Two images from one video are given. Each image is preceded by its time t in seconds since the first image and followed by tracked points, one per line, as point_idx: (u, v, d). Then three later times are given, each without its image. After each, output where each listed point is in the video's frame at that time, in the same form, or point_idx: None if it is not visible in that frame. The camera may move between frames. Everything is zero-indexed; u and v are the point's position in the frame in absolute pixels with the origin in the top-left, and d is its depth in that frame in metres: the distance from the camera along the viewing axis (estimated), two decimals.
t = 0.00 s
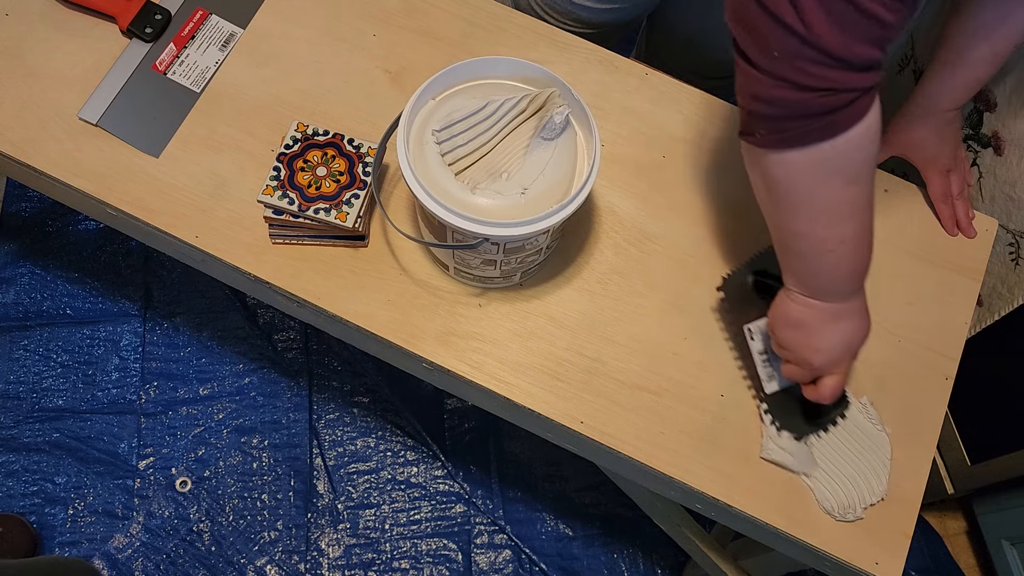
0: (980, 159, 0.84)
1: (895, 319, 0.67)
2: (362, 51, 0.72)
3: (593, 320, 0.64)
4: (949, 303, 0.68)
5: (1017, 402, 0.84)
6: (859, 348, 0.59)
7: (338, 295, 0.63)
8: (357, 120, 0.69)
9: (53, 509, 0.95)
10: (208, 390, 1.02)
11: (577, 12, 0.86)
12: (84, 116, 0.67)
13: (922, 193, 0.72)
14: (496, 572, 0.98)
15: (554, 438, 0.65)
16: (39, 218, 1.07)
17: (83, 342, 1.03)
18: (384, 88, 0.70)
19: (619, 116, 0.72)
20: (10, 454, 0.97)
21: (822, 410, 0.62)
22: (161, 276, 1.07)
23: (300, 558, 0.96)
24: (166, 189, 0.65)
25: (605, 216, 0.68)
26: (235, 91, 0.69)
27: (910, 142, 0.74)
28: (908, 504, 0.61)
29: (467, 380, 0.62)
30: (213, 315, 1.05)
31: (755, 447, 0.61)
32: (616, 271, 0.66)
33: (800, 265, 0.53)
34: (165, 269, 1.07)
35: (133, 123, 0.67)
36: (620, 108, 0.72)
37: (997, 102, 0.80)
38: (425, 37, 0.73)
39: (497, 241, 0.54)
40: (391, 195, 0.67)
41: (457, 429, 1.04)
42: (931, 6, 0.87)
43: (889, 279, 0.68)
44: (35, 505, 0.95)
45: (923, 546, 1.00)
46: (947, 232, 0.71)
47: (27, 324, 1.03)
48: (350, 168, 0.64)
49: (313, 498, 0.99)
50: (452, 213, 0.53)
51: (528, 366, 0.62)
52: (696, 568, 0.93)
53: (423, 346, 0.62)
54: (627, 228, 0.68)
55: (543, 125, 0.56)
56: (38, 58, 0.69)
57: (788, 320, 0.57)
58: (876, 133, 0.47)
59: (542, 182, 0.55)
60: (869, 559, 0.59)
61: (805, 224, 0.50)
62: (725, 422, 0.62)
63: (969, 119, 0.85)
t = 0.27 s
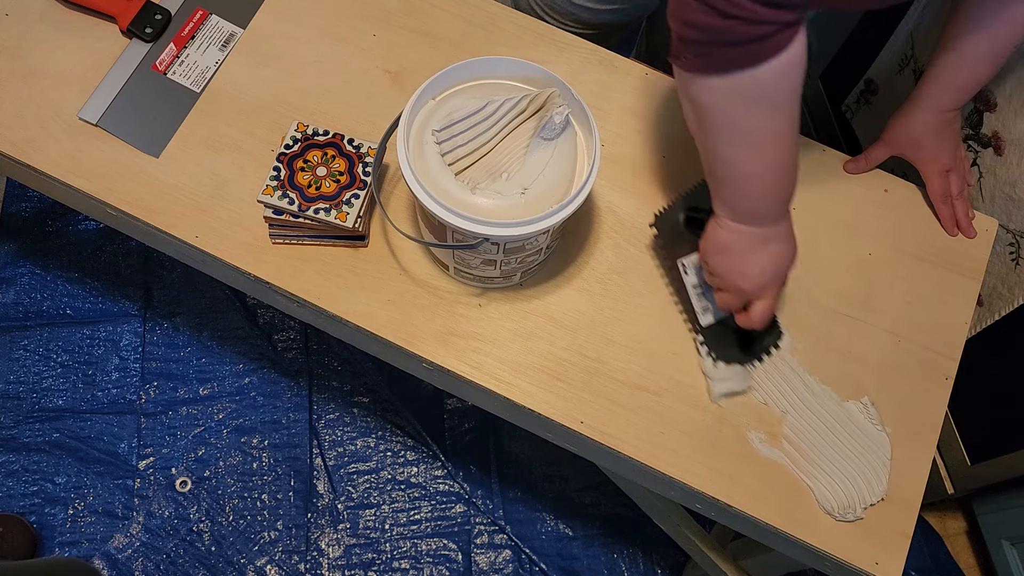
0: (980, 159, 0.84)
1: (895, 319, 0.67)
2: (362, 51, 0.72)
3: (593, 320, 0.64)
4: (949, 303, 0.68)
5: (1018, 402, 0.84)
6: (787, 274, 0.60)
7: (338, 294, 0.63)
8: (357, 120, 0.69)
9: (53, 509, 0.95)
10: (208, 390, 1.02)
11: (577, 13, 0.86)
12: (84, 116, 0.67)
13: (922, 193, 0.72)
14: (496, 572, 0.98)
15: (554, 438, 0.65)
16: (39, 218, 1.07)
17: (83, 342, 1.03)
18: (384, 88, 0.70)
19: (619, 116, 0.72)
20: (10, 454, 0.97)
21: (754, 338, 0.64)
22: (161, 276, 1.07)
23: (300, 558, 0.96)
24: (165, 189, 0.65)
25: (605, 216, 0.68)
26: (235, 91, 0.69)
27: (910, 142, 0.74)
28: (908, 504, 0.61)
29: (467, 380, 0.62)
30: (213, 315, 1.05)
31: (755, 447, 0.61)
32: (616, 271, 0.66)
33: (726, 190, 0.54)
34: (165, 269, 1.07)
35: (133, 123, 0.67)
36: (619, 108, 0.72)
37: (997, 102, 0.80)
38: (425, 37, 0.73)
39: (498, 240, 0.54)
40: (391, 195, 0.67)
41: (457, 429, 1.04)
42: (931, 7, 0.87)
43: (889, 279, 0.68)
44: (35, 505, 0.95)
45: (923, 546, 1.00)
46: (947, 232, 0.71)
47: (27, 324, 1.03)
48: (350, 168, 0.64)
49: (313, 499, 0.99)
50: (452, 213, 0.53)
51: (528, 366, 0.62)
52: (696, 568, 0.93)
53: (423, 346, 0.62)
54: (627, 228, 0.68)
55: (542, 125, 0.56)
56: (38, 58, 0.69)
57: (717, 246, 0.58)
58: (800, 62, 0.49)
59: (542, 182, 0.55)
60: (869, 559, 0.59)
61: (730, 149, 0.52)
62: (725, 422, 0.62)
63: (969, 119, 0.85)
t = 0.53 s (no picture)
0: (980, 159, 0.84)
1: (894, 319, 0.67)
2: (362, 51, 0.72)
3: (593, 320, 0.64)
4: (949, 303, 0.68)
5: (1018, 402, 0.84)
6: (745, 218, 0.63)
7: (338, 295, 0.63)
8: (357, 120, 0.69)
9: (53, 509, 0.95)
10: (208, 390, 1.02)
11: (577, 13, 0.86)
12: (84, 116, 0.67)
13: (922, 193, 0.72)
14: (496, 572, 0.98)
15: (554, 438, 0.65)
16: (39, 218, 1.07)
17: (83, 342, 1.03)
18: (384, 88, 0.71)
19: (619, 116, 0.72)
20: (10, 454, 0.97)
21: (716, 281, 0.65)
22: (161, 276, 1.07)
23: (301, 558, 0.96)
24: (165, 189, 0.65)
25: (605, 216, 0.68)
26: (235, 92, 0.69)
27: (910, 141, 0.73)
28: (907, 504, 0.61)
29: (467, 380, 0.62)
30: (213, 315, 1.05)
31: (755, 447, 0.61)
32: (616, 271, 0.66)
33: (683, 130, 0.57)
34: (165, 269, 1.07)
35: (133, 123, 0.67)
36: (619, 108, 0.72)
37: (998, 102, 0.80)
38: (425, 37, 0.73)
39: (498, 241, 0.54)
40: (391, 195, 0.67)
41: (457, 429, 1.04)
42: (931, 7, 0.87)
43: (889, 279, 0.68)
44: (35, 505, 0.95)
45: (924, 546, 1.00)
46: (947, 232, 0.71)
47: (27, 324, 1.03)
48: (350, 168, 0.64)
49: (313, 499, 0.99)
50: (452, 213, 0.53)
51: (527, 366, 0.62)
52: (696, 568, 0.93)
53: (423, 346, 0.62)
54: (627, 228, 0.67)
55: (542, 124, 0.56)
56: (38, 58, 0.69)
57: (677, 188, 0.61)
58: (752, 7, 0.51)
59: (542, 182, 0.55)
60: (869, 560, 0.59)
61: (683, 89, 0.55)
62: (725, 423, 0.62)
63: (969, 119, 0.85)
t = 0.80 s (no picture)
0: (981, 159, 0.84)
1: (895, 319, 0.67)
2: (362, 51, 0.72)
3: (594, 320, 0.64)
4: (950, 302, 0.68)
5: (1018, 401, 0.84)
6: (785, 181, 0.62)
7: (339, 294, 0.62)
8: (358, 120, 0.69)
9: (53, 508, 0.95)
10: (208, 389, 1.02)
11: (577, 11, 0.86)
12: (84, 115, 0.66)
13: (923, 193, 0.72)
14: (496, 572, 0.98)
15: (555, 438, 0.65)
16: (39, 217, 1.07)
17: (83, 342, 1.03)
18: (384, 88, 0.70)
19: (620, 115, 0.72)
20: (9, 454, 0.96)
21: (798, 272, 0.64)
22: (161, 276, 1.06)
23: (301, 558, 0.96)
24: (166, 189, 0.65)
25: (606, 216, 0.68)
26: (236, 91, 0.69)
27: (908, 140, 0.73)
28: (908, 503, 0.61)
29: (468, 380, 0.62)
30: (213, 315, 1.05)
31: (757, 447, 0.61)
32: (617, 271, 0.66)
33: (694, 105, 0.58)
34: (165, 269, 1.07)
35: (133, 122, 0.67)
36: (620, 108, 0.72)
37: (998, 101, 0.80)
38: (425, 36, 0.73)
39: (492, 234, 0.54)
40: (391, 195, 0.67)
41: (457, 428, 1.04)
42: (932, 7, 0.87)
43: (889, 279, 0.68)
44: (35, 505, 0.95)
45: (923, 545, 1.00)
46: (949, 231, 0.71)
47: (27, 324, 1.03)
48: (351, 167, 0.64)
49: (313, 498, 0.99)
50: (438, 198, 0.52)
51: (529, 365, 0.61)
52: (697, 568, 0.93)
53: (424, 346, 0.62)
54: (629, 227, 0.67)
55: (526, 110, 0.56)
56: (37, 57, 0.69)
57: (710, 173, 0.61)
58: None
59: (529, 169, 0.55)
60: (869, 559, 0.59)
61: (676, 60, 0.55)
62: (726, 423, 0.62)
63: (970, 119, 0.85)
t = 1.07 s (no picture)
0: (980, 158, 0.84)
1: (895, 319, 0.67)
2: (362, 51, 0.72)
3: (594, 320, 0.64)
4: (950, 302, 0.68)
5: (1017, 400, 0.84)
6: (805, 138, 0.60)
7: (339, 294, 0.62)
8: (358, 120, 0.69)
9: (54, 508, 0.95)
10: (208, 389, 1.02)
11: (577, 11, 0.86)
12: (84, 115, 0.66)
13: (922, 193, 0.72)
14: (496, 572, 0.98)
15: (555, 438, 0.65)
16: (39, 217, 1.07)
17: (83, 342, 1.02)
18: (384, 87, 0.70)
19: (620, 115, 0.72)
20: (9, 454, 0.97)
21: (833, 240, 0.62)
22: (161, 276, 1.06)
23: (301, 557, 0.96)
24: (166, 189, 0.65)
25: (606, 215, 0.68)
26: (236, 91, 0.69)
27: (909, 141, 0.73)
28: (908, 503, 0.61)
29: (468, 379, 0.62)
30: (213, 315, 1.05)
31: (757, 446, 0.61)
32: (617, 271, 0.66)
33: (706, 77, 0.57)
34: (165, 269, 1.07)
35: (133, 122, 0.67)
36: (620, 108, 0.72)
37: (997, 101, 0.80)
38: (425, 36, 0.73)
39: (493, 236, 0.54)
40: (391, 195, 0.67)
41: (457, 428, 1.04)
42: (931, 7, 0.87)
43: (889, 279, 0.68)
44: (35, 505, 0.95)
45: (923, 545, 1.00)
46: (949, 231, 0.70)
47: (27, 324, 1.03)
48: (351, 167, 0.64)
49: (313, 498, 0.99)
50: (440, 200, 0.52)
51: (529, 365, 0.61)
52: (697, 568, 0.93)
53: (424, 346, 0.62)
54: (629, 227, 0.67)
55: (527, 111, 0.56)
56: (37, 57, 0.69)
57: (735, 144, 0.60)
58: None
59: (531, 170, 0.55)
60: (869, 560, 0.59)
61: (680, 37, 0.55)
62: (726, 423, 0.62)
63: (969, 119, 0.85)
